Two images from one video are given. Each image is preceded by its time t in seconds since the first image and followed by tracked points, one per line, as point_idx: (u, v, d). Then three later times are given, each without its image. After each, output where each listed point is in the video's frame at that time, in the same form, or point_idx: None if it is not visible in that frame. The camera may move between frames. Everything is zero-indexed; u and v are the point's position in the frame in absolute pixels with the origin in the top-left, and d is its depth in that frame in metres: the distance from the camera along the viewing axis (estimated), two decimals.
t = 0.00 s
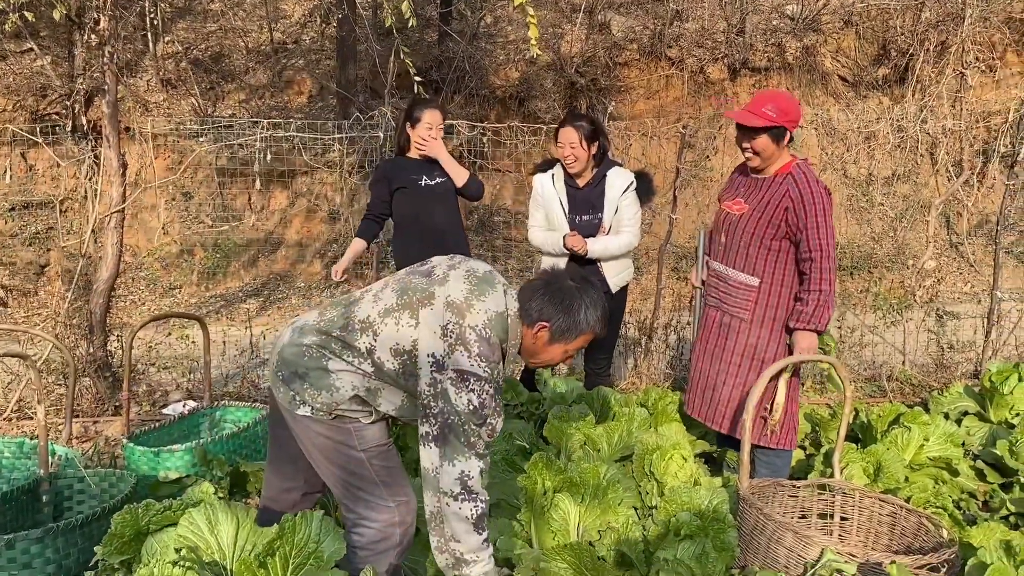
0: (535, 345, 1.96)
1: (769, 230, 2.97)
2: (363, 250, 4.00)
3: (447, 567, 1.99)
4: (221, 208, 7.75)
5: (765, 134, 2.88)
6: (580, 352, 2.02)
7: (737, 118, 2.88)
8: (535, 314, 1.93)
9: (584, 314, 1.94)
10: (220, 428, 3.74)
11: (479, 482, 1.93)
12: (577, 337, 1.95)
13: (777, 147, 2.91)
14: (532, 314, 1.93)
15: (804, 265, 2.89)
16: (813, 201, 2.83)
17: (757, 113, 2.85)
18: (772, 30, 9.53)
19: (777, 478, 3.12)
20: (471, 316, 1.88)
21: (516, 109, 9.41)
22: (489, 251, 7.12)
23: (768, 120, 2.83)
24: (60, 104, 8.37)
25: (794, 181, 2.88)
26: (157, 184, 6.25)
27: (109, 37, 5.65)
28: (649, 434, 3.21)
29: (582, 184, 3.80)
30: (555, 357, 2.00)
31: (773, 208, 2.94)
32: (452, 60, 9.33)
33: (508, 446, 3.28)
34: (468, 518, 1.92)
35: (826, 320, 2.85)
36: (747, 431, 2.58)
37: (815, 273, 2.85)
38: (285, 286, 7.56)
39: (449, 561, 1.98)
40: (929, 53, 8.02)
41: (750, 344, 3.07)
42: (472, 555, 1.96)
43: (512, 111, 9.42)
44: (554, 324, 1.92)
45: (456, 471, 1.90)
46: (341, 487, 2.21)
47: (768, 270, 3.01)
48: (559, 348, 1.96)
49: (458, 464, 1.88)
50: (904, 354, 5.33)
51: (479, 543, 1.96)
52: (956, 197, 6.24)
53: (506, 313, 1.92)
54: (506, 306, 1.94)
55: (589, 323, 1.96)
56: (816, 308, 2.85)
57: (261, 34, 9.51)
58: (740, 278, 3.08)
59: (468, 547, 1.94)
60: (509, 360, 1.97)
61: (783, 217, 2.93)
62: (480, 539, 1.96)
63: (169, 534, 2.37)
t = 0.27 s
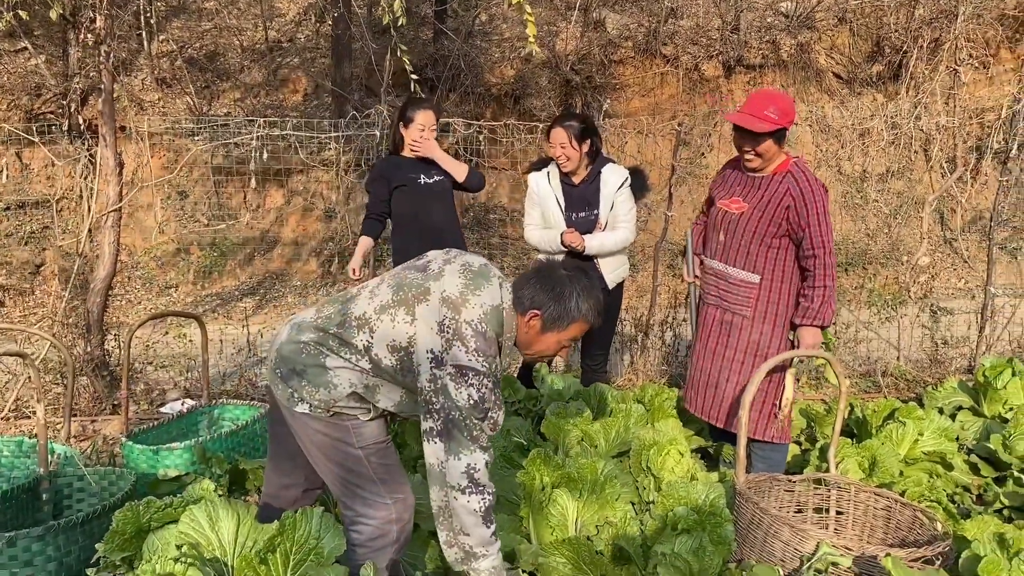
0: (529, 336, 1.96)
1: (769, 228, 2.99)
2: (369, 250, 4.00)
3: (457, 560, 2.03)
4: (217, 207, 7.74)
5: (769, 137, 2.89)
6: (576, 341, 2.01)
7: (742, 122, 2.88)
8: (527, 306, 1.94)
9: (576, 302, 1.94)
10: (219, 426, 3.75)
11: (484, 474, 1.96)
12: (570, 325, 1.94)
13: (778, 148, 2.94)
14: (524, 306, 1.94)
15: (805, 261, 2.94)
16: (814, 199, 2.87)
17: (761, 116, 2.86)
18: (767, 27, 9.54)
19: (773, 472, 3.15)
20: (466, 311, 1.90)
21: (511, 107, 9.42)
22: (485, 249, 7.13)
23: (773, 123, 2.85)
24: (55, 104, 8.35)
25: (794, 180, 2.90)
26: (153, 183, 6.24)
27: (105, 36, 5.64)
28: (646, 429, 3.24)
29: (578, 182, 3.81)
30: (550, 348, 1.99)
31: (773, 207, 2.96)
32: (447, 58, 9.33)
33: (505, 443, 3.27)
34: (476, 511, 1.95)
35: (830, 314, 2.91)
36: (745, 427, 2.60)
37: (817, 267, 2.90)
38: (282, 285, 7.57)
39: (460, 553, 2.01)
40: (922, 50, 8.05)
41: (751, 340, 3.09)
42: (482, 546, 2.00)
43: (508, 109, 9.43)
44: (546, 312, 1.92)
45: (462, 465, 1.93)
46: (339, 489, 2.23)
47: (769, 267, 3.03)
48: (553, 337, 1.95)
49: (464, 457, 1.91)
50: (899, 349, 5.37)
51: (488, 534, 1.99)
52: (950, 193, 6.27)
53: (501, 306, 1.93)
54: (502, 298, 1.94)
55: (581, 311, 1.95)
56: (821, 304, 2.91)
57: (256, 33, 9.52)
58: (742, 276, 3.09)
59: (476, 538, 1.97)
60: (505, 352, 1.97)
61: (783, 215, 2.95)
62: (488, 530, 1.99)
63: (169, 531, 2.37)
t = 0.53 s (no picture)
0: (512, 319, 1.95)
1: (767, 226, 3.01)
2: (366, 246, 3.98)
3: (452, 542, 2.06)
4: (212, 206, 7.74)
5: (765, 137, 2.90)
6: (565, 327, 1.98)
7: (740, 123, 2.88)
8: (510, 289, 1.93)
9: (562, 284, 1.91)
10: (216, 426, 3.75)
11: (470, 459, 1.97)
12: (553, 307, 1.91)
13: (773, 147, 2.96)
14: (507, 289, 1.94)
15: (803, 256, 2.98)
16: (811, 196, 2.92)
17: (758, 117, 2.87)
18: (760, 26, 9.58)
19: (769, 468, 3.17)
20: (452, 298, 1.89)
21: (506, 106, 9.43)
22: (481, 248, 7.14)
23: (769, 124, 2.86)
24: (48, 103, 8.32)
25: (790, 178, 2.94)
26: (148, 183, 6.23)
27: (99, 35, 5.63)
28: (642, 427, 3.25)
29: (571, 179, 3.83)
30: (536, 333, 1.97)
31: (771, 206, 2.98)
32: (442, 57, 9.34)
33: (501, 441, 3.28)
34: (463, 496, 1.97)
35: (829, 308, 2.96)
36: (740, 423, 2.62)
37: (814, 262, 2.96)
38: (278, 284, 7.57)
39: (452, 534, 2.03)
40: (915, 48, 8.11)
41: (751, 336, 3.11)
42: (474, 529, 2.01)
43: (502, 108, 9.44)
44: (530, 293, 1.91)
45: (444, 454, 1.94)
46: (332, 488, 2.24)
47: (767, 264, 3.06)
48: (537, 319, 1.93)
49: (446, 447, 1.93)
50: (893, 346, 5.40)
51: (480, 517, 2.00)
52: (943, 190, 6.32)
53: (490, 293, 1.92)
54: (491, 285, 1.93)
55: (565, 294, 1.92)
56: (821, 297, 2.97)
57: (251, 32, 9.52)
58: (741, 274, 3.10)
59: (468, 522, 1.99)
60: (493, 338, 1.96)
61: (781, 213, 2.98)
62: (479, 513, 2.00)
63: (168, 530, 2.38)
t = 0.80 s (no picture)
0: (502, 322, 1.92)
1: (765, 226, 3.02)
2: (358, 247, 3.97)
3: (460, 547, 2.08)
4: (207, 207, 7.73)
5: (762, 137, 2.92)
6: (554, 334, 1.92)
7: (737, 124, 2.89)
8: (502, 291, 1.91)
9: (551, 286, 1.87)
10: (214, 427, 3.74)
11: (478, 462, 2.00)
12: (541, 310, 1.87)
13: (769, 147, 2.98)
14: (499, 291, 1.92)
15: (800, 254, 3.00)
16: (807, 195, 2.94)
17: (754, 118, 2.88)
18: (755, 25, 9.58)
19: (766, 467, 3.19)
20: (446, 303, 1.90)
21: (501, 106, 9.43)
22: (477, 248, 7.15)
23: (766, 124, 2.87)
24: (42, 105, 8.29)
25: (787, 177, 2.96)
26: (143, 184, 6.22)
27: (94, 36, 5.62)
28: (639, 427, 3.27)
29: (565, 178, 3.83)
30: (526, 338, 1.93)
31: (769, 206, 2.99)
32: (437, 57, 9.34)
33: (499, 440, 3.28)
34: (471, 498, 2.00)
35: (827, 305, 2.98)
36: (737, 422, 2.63)
37: (812, 259, 2.99)
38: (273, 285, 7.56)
39: (460, 539, 2.06)
40: (909, 47, 8.12)
41: (752, 334, 3.12)
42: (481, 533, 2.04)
43: (498, 108, 9.44)
44: (519, 295, 1.88)
45: (451, 455, 1.97)
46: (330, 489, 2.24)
47: (766, 263, 3.07)
48: (526, 323, 1.89)
49: (452, 448, 1.96)
50: (888, 345, 5.42)
51: (487, 520, 2.04)
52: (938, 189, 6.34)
53: (483, 298, 1.92)
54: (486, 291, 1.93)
55: (554, 297, 1.87)
56: (819, 294, 2.99)
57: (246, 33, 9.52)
58: (741, 274, 3.11)
59: (475, 526, 2.02)
60: (485, 344, 1.95)
61: (779, 213, 2.99)
62: (487, 516, 2.03)
63: (167, 532, 2.38)
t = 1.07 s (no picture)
0: (498, 325, 1.93)
1: (760, 225, 3.03)
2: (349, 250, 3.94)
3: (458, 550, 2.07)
4: (202, 208, 7.71)
5: (758, 136, 2.93)
6: (550, 337, 1.92)
7: (733, 123, 2.90)
8: (495, 295, 1.91)
9: (545, 290, 1.87)
10: (211, 428, 3.73)
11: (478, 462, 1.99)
12: (536, 315, 1.87)
13: (764, 146, 2.98)
14: (493, 295, 1.91)
15: (795, 253, 3.01)
16: (802, 195, 2.95)
17: (750, 117, 2.89)
18: (750, 25, 9.60)
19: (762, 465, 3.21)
20: (442, 308, 1.90)
21: (497, 106, 9.42)
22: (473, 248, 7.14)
23: (762, 123, 2.89)
24: (36, 105, 8.27)
25: (783, 177, 2.96)
26: (138, 184, 6.21)
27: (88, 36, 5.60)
28: (636, 426, 3.27)
29: (560, 177, 3.84)
30: (522, 342, 1.93)
31: (764, 205, 3.00)
32: (432, 57, 9.33)
33: (496, 440, 3.28)
34: (473, 500, 1.99)
35: (822, 305, 2.98)
36: (734, 420, 2.64)
37: (807, 259, 2.99)
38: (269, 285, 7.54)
39: (459, 542, 2.06)
40: (903, 47, 8.15)
41: (747, 334, 3.13)
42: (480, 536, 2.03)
43: (493, 108, 9.43)
44: (513, 299, 1.88)
45: (454, 456, 1.97)
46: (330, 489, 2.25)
47: (760, 263, 3.08)
48: (521, 328, 1.89)
49: (454, 449, 1.96)
50: (883, 344, 5.44)
51: (486, 523, 2.03)
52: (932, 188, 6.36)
53: (478, 302, 1.91)
54: (478, 296, 1.92)
55: (548, 301, 1.87)
56: (814, 294, 2.99)
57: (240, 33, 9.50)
58: (736, 273, 3.11)
59: (475, 529, 2.01)
60: (482, 348, 1.96)
61: (774, 212, 3.00)
62: (486, 519, 2.02)
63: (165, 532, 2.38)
